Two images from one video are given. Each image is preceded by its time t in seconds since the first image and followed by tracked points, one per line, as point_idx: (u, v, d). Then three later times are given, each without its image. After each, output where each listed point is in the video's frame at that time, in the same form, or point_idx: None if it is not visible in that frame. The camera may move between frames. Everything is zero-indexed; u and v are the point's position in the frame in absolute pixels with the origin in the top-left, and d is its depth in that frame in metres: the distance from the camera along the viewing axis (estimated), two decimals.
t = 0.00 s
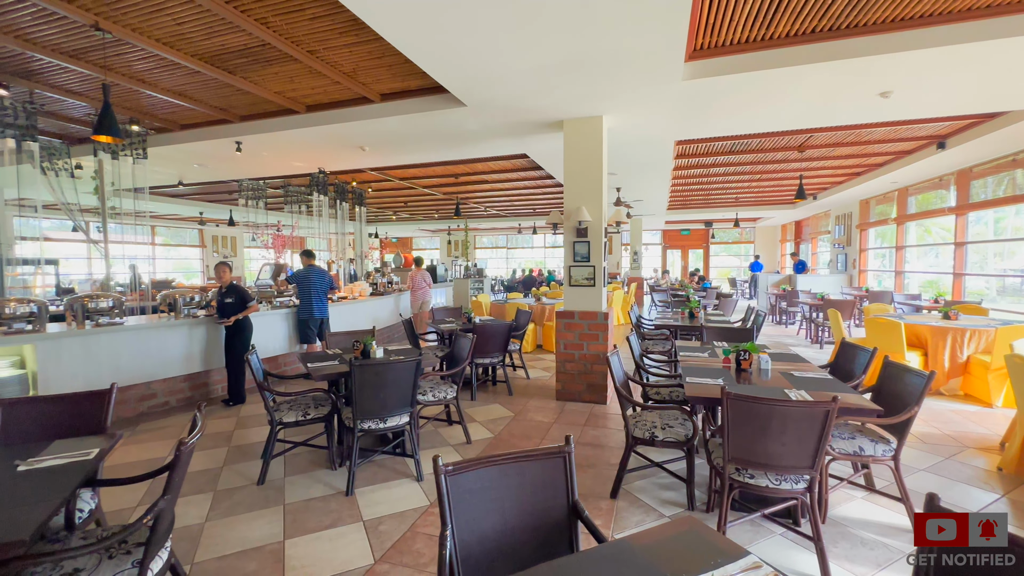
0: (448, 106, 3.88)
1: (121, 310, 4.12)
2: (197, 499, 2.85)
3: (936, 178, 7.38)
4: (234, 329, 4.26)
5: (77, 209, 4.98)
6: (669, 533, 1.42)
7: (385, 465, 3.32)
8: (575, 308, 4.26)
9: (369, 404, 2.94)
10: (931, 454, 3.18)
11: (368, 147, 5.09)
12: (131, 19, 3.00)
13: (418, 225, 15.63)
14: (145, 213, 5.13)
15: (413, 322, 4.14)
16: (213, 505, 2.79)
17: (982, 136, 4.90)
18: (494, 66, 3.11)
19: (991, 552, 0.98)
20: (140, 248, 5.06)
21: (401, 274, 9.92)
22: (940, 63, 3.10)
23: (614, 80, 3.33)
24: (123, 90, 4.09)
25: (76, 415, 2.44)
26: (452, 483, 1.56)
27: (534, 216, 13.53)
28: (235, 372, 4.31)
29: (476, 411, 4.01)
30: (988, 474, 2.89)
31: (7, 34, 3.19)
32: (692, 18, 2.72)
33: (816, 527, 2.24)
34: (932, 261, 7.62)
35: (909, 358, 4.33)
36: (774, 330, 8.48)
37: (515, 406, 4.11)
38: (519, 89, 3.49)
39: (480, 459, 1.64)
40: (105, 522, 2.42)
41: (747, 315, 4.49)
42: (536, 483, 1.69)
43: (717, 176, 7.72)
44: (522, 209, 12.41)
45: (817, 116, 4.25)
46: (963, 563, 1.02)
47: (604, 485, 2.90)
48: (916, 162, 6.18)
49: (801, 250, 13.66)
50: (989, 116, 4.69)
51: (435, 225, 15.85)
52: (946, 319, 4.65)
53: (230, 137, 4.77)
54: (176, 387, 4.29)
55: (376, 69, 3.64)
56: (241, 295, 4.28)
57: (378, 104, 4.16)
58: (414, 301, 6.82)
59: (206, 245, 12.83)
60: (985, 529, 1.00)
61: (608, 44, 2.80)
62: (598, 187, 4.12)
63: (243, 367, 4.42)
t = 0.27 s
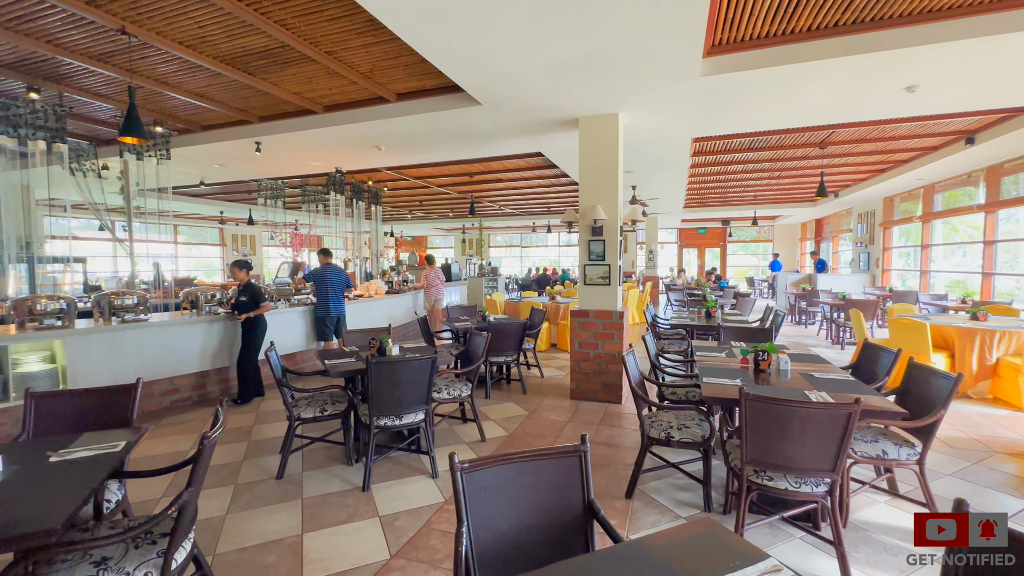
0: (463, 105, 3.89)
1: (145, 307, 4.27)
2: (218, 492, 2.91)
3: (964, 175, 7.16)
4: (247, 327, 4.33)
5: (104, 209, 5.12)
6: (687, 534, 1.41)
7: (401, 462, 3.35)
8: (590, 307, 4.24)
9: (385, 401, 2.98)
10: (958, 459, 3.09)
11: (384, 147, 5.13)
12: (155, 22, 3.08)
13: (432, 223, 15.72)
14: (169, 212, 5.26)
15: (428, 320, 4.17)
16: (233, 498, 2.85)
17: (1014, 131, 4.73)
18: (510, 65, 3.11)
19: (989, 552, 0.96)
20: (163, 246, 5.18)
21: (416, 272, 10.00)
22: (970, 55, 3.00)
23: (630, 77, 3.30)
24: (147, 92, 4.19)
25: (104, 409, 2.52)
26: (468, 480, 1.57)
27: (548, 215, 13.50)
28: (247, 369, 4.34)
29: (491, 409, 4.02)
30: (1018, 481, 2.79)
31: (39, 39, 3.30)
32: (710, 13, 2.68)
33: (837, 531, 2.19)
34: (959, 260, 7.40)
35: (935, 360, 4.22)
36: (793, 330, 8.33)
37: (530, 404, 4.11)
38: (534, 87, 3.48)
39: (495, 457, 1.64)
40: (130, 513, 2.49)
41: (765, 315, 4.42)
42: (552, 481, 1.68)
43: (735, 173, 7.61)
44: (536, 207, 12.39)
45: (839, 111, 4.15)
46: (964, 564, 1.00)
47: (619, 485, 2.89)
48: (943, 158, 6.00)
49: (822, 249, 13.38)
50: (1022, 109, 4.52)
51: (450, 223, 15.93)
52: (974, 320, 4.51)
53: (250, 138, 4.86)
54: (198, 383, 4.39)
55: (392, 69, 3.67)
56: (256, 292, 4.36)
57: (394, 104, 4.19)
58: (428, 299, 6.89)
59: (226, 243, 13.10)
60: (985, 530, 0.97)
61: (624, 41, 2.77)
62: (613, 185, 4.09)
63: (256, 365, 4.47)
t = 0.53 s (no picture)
0: (478, 104, 3.90)
1: (168, 304, 4.39)
2: (238, 485, 2.97)
3: (993, 171, 6.93)
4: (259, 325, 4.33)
5: (129, 209, 5.26)
6: (704, 536, 1.39)
7: (415, 459, 3.37)
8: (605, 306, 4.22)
9: (400, 398, 3.00)
10: (986, 464, 3.00)
11: (399, 146, 5.17)
12: (178, 25, 3.14)
13: (447, 222, 15.80)
14: (190, 211, 5.37)
15: (443, 318, 4.19)
16: (252, 492, 2.91)
17: None
18: (525, 63, 3.10)
19: (989, 552, 0.96)
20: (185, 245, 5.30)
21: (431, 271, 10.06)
22: (1001, 47, 2.90)
23: (646, 74, 3.27)
24: (170, 94, 4.28)
25: (129, 403, 2.59)
26: (483, 477, 1.58)
27: (563, 213, 13.46)
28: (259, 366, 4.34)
29: (505, 407, 4.03)
30: None
31: (67, 43, 3.39)
32: (729, 8, 2.64)
33: (858, 536, 2.15)
34: (988, 259, 7.17)
35: (962, 362, 4.10)
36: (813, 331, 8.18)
37: (544, 403, 4.11)
38: (548, 86, 3.47)
39: (510, 455, 1.64)
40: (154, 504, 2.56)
41: (784, 315, 4.34)
42: (567, 480, 1.68)
43: (753, 171, 7.48)
44: (550, 205, 12.36)
45: (862, 106, 4.05)
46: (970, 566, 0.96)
47: (634, 485, 2.87)
48: (971, 154, 5.82)
49: (843, 247, 13.10)
50: None
51: (464, 222, 15.99)
52: (1005, 322, 4.36)
53: (268, 138, 4.94)
54: (218, 378, 4.49)
55: (407, 69, 3.69)
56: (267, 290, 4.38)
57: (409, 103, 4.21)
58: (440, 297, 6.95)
59: (245, 242, 13.34)
60: (984, 532, 0.98)
61: (640, 37, 2.74)
62: (628, 183, 4.06)
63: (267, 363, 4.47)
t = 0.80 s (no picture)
0: (493, 103, 3.90)
1: (191, 301, 4.46)
2: (258, 479, 3.04)
3: None
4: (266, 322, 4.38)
5: (153, 208, 5.38)
6: (721, 538, 1.37)
7: (430, 456, 3.40)
8: (620, 305, 4.19)
9: (416, 396, 3.03)
10: (1017, 471, 2.90)
11: (415, 145, 5.21)
12: (200, 28, 3.21)
13: (462, 221, 15.85)
14: (212, 211, 5.49)
15: (458, 316, 4.21)
16: (272, 486, 2.96)
17: None
18: (541, 61, 3.09)
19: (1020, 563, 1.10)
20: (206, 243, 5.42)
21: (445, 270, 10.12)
22: None
23: (664, 71, 3.23)
24: (192, 95, 4.38)
25: (154, 397, 2.66)
26: (498, 474, 1.58)
27: (578, 212, 13.41)
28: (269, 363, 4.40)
29: (519, 406, 4.03)
30: None
31: (95, 48, 3.50)
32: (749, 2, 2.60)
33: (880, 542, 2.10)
34: (1019, 259, 6.94)
35: (992, 365, 3.97)
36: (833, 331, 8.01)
37: (558, 402, 4.11)
38: (564, 83, 3.45)
39: (526, 452, 1.65)
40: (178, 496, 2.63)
41: (803, 315, 4.26)
42: (582, 480, 1.68)
43: (772, 169, 7.36)
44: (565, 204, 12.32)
45: (887, 102, 3.95)
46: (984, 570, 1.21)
47: (649, 485, 2.85)
48: (1002, 150, 5.63)
49: (866, 246, 12.79)
50: None
51: (479, 221, 16.03)
52: None
53: (287, 138, 5.02)
54: (238, 374, 4.58)
55: (423, 68, 3.72)
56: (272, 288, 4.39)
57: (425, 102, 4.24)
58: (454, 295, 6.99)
59: (264, 241, 13.58)
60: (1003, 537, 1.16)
61: (658, 33, 2.71)
62: (645, 181, 4.03)
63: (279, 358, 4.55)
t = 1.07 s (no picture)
0: (510, 101, 3.90)
1: (214, 298, 4.55)
2: (279, 472, 3.10)
3: None
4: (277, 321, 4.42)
5: (178, 207, 5.51)
6: (741, 540, 1.35)
7: (446, 453, 3.43)
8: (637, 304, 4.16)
9: (432, 393, 3.05)
10: None
11: (432, 144, 5.24)
12: (224, 31, 3.28)
13: (477, 219, 15.90)
14: (234, 210, 5.61)
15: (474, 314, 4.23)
16: (292, 479, 3.02)
17: None
18: (558, 59, 3.09)
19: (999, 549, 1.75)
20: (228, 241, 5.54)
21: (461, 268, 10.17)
22: None
23: (683, 67, 3.19)
24: (216, 97, 4.48)
25: (179, 391, 2.73)
26: (515, 473, 1.58)
27: (594, 210, 13.33)
28: (285, 359, 4.46)
29: (535, 404, 4.04)
30: None
31: (124, 52, 3.61)
32: None
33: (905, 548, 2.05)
34: None
35: None
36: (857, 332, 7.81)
37: (574, 401, 4.10)
38: (581, 81, 3.44)
39: (543, 451, 1.65)
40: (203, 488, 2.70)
41: (826, 315, 4.17)
42: (599, 479, 1.67)
43: (794, 166, 7.20)
44: (581, 202, 12.25)
45: (915, 96, 3.83)
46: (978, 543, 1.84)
47: (666, 486, 2.83)
48: None
49: (892, 245, 12.44)
50: None
51: (495, 219, 16.06)
52: None
53: (307, 138, 5.10)
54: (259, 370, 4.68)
55: (440, 67, 3.74)
56: (280, 288, 4.40)
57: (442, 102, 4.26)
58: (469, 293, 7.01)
59: (284, 239, 13.83)
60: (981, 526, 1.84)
61: (677, 29, 2.68)
62: (662, 179, 3.99)
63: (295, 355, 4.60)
